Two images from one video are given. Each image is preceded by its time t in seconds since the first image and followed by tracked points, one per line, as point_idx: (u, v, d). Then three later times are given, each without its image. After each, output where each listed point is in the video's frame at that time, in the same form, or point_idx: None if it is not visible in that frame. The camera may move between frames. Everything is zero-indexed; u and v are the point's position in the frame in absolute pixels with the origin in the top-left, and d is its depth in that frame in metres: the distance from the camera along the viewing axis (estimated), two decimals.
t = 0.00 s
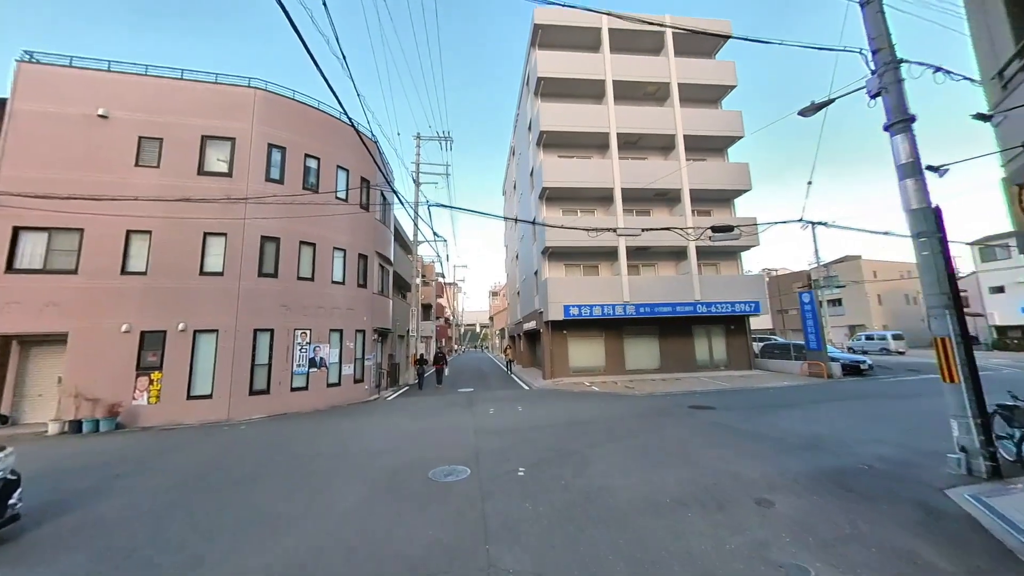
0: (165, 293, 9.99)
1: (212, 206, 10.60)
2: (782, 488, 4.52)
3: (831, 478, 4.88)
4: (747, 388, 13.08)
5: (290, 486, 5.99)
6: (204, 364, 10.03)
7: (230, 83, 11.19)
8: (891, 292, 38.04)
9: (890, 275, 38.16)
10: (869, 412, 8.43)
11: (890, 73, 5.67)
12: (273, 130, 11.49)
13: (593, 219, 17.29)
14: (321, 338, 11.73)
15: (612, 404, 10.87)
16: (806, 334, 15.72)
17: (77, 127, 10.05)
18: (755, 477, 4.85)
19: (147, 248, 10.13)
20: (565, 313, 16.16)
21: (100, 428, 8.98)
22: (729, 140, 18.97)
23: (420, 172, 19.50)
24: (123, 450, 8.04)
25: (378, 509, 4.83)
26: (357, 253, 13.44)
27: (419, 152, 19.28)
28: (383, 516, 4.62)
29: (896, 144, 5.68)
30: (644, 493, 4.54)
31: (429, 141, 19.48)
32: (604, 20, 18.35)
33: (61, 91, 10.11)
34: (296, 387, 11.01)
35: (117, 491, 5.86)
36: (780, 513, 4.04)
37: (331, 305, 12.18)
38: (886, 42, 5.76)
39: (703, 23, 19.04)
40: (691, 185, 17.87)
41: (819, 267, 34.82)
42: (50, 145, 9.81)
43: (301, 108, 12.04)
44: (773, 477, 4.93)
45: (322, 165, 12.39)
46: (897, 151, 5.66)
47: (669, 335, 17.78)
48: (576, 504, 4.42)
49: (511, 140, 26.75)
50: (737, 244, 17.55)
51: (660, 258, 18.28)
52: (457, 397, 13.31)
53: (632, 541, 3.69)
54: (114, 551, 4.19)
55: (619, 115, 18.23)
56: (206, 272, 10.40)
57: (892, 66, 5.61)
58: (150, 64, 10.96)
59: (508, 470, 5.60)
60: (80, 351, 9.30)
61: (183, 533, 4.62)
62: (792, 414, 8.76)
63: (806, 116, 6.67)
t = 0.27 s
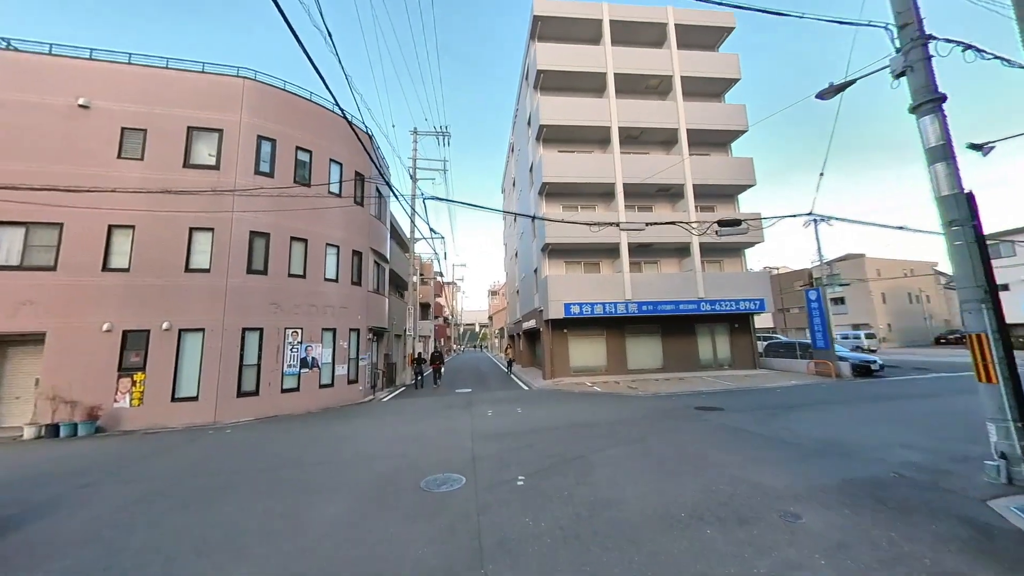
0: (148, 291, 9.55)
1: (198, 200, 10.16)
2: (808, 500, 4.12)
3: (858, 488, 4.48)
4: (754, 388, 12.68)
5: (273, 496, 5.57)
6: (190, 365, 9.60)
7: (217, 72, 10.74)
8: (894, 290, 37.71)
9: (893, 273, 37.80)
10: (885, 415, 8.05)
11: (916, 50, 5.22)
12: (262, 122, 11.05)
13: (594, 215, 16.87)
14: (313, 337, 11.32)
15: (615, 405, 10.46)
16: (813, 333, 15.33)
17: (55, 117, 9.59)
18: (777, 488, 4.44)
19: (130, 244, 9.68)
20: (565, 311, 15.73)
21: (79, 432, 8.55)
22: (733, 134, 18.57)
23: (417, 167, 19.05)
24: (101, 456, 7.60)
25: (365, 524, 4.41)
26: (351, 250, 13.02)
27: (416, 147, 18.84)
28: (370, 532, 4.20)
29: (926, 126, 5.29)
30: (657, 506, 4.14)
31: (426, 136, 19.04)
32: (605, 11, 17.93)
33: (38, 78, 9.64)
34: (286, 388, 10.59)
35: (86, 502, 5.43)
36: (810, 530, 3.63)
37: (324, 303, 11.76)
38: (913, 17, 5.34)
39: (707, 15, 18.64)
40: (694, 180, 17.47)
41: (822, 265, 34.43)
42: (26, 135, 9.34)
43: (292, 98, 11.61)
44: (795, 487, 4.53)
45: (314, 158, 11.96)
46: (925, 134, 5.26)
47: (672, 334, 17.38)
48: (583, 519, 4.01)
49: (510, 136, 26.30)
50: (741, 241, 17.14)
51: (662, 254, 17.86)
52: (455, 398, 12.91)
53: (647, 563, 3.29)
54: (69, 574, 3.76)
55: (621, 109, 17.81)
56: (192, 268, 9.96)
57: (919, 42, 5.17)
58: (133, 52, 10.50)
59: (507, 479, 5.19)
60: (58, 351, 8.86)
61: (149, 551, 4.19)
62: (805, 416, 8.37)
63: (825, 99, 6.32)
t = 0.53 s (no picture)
0: (128, 290, 9.08)
1: (182, 195, 9.70)
2: (840, 522, 3.68)
3: (892, 505, 4.05)
4: (761, 390, 12.25)
5: (250, 512, 5.12)
6: (173, 367, 9.15)
7: (202, 62, 10.28)
8: (897, 289, 37.31)
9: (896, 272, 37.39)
10: (904, 419, 7.63)
11: (949, 24, 4.43)
12: (250, 113, 10.60)
13: (595, 212, 16.43)
14: (304, 338, 10.88)
15: (617, 408, 10.03)
16: (821, 333, 14.91)
17: (30, 107, 9.10)
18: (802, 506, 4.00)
19: (109, 240, 9.22)
20: (566, 310, 15.29)
21: (53, 439, 8.10)
22: (737, 129, 18.15)
23: (414, 164, 18.58)
24: (73, 465, 7.15)
25: (346, 547, 3.97)
26: (344, 248, 12.57)
27: (413, 142, 18.39)
28: (350, 557, 3.76)
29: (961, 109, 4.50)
30: (671, 529, 3.70)
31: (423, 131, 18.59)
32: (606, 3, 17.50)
33: (12, 66, 9.15)
34: (275, 392, 10.15)
35: (45, 520, 4.98)
36: (847, 559, 3.19)
37: (315, 302, 11.31)
38: None
39: (710, 7, 18.21)
40: (698, 176, 17.04)
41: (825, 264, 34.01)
42: None
43: (281, 90, 11.16)
44: (822, 504, 4.10)
45: (304, 152, 11.51)
46: (959, 116, 4.44)
47: (675, 334, 16.95)
48: (587, 544, 3.57)
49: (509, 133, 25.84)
50: (746, 238, 16.72)
51: (665, 252, 17.43)
52: (452, 400, 12.47)
53: None
54: None
55: (623, 103, 17.37)
56: (175, 266, 9.51)
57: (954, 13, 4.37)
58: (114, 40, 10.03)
59: (504, 494, 4.75)
60: (32, 354, 8.40)
61: None
62: (819, 421, 7.94)
63: (844, 82, 5.75)
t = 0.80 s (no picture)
0: (108, 286, 8.64)
1: (165, 187, 9.26)
2: (881, 540, 3.25)
3: (934, 517, 3.64)
4: (769, 390, 11.84)
5: (224, 525, 4.68)
6: (155, 368, 8.73)
7: (187, 49, 9.85)
8: (901, 288, 36.93)
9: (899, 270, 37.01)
10: (926, 421, 7.20)
11: None
12: (238, 103, 10.17)
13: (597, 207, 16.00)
14: (294, 337, 10.45)
15: (621, 409, 9.62)
16: (830, 332, 14.50)
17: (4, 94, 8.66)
18: (836, 521, 3.58)
19: (88, 235, 8.77)
20: (566, 308, 14.86)
21: (27, 443, 7.65)
22: (741, 123, 17.73)
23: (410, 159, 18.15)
24: (44, 471, 6.72)
25: (324, 568, 3.54)
26: (337, 243, 12.14)
27: (409, 137, 17.95)
28: None
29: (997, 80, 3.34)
30: (690, 548, 3.27)
31: (420, 126, 18.17)
32: None
33: None
34: (263, 393, 9.71)
35: None
36: None
37: (306, 300, 10.87)
38: None
39: None
40: (701, 171, 16.63)
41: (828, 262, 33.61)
42: None
43: (271, 79, 10.73)
44: (856, 517, 3.69)
45: (295, 144, 11.08)
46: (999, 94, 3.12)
47: (678, 332, 16.54)
48: (596, 566, 3.14)
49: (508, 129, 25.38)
50: (750, 234, 16.31)
51: (668, 249, 17.01)
52: (449, 401, 12.04)
53: None
54: None
55: (624, 96, 16.95)
56: (158, 262, 9.07)
57: None
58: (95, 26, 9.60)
59: (502, 506, 4.32)
60: (5, 353, 7.95)
61: None
62: (835, 422, 7.52)
63: (866, 60, 5.27)
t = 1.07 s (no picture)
0: (86, 286, 8.20)
1: (146, 181, 8.82)
2: None
3: (988, 545, 3.22)
4: (778, 393, 11.41)
5: (193, 549, 4.25)
6: (136, 372, 8.30)
7: (171, 38, 9.41)
8: (904, 286, 36.54)
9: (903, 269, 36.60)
10: (951, 429, 6.77)
11: None
12: (224, 95, 9.73)
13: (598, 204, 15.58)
14: (284, 339, 10.01)
15: (625, 415, 9.19)
16: (838, 333, 14.08)
17: None
18: (877, 552, 3.15)
19: (65, 232, 8.33)
20: (567, 308, 14.43)
21: None
22: (745, 118, 17.31)
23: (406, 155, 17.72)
24: (11, 484, 6.28)
25: None
26: (330, 241, 11.70)
27: (405, 133, 17.53)
28: None
29: None
30: None
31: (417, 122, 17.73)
32: None
33: None
34: (250, 397, 9.28)
35: None
36: None
37: (296, 300, 10.43)
38: None
39: None
40: (705, 167, 16.21)
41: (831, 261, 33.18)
42: None
43: (259, 70, 10.30)
44: (899, 545, 3.27)
45: (285, 138, 10.65)
46: None
47: (682, 333, 16.13)
48: None
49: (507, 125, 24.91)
50: (756, 232, 15.89)
51: (670, 248, 16.59)
52: (445, 405, 11.62)
53: None
54: None
55: (626, 90, 16.53)
56: (139, 260, 8.64)
57: None
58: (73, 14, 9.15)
59: (499, 529, 3.89)
60: None
61: None
62: (852, 430, 7.10)
63: (896, 38, 4.97)
